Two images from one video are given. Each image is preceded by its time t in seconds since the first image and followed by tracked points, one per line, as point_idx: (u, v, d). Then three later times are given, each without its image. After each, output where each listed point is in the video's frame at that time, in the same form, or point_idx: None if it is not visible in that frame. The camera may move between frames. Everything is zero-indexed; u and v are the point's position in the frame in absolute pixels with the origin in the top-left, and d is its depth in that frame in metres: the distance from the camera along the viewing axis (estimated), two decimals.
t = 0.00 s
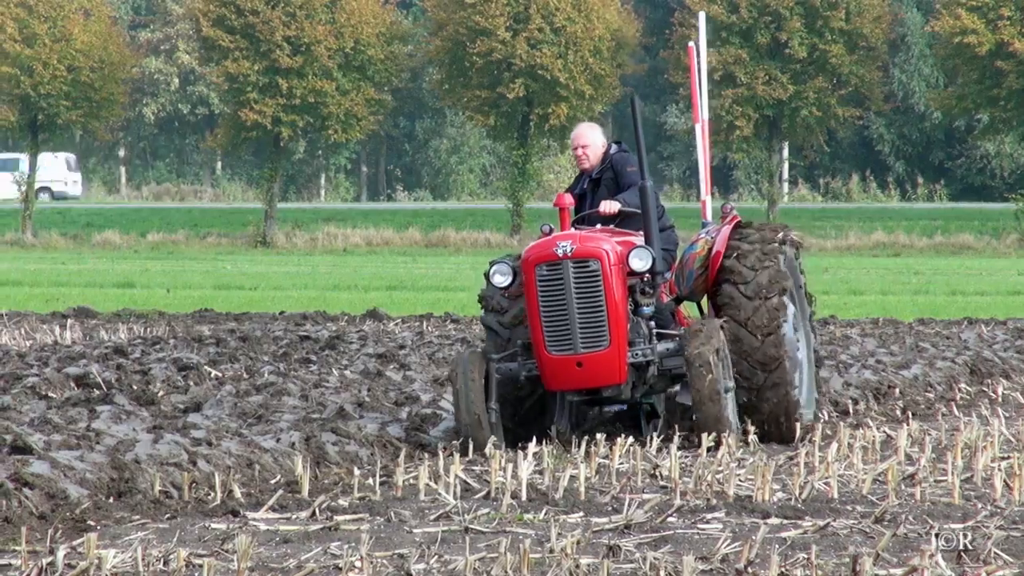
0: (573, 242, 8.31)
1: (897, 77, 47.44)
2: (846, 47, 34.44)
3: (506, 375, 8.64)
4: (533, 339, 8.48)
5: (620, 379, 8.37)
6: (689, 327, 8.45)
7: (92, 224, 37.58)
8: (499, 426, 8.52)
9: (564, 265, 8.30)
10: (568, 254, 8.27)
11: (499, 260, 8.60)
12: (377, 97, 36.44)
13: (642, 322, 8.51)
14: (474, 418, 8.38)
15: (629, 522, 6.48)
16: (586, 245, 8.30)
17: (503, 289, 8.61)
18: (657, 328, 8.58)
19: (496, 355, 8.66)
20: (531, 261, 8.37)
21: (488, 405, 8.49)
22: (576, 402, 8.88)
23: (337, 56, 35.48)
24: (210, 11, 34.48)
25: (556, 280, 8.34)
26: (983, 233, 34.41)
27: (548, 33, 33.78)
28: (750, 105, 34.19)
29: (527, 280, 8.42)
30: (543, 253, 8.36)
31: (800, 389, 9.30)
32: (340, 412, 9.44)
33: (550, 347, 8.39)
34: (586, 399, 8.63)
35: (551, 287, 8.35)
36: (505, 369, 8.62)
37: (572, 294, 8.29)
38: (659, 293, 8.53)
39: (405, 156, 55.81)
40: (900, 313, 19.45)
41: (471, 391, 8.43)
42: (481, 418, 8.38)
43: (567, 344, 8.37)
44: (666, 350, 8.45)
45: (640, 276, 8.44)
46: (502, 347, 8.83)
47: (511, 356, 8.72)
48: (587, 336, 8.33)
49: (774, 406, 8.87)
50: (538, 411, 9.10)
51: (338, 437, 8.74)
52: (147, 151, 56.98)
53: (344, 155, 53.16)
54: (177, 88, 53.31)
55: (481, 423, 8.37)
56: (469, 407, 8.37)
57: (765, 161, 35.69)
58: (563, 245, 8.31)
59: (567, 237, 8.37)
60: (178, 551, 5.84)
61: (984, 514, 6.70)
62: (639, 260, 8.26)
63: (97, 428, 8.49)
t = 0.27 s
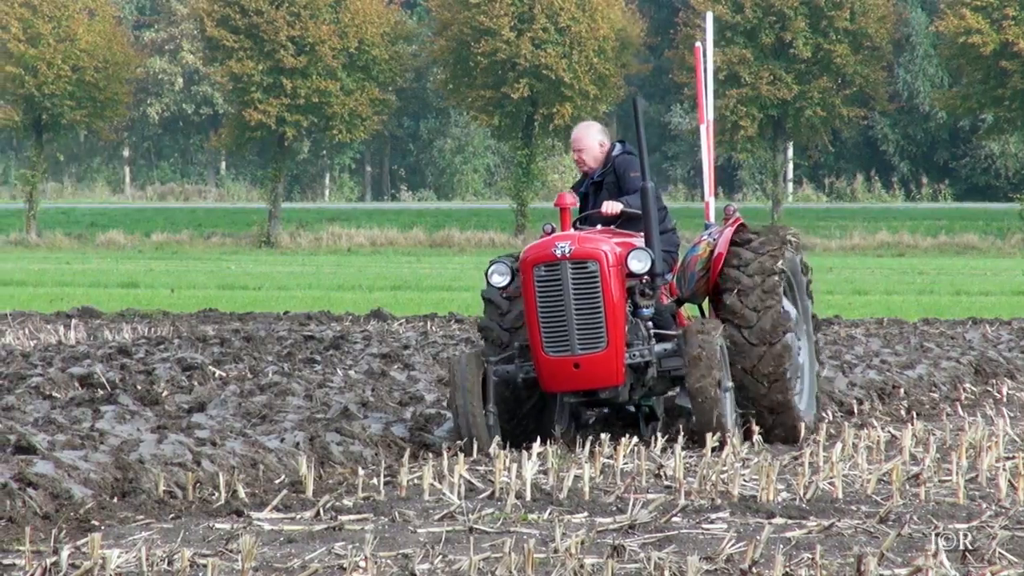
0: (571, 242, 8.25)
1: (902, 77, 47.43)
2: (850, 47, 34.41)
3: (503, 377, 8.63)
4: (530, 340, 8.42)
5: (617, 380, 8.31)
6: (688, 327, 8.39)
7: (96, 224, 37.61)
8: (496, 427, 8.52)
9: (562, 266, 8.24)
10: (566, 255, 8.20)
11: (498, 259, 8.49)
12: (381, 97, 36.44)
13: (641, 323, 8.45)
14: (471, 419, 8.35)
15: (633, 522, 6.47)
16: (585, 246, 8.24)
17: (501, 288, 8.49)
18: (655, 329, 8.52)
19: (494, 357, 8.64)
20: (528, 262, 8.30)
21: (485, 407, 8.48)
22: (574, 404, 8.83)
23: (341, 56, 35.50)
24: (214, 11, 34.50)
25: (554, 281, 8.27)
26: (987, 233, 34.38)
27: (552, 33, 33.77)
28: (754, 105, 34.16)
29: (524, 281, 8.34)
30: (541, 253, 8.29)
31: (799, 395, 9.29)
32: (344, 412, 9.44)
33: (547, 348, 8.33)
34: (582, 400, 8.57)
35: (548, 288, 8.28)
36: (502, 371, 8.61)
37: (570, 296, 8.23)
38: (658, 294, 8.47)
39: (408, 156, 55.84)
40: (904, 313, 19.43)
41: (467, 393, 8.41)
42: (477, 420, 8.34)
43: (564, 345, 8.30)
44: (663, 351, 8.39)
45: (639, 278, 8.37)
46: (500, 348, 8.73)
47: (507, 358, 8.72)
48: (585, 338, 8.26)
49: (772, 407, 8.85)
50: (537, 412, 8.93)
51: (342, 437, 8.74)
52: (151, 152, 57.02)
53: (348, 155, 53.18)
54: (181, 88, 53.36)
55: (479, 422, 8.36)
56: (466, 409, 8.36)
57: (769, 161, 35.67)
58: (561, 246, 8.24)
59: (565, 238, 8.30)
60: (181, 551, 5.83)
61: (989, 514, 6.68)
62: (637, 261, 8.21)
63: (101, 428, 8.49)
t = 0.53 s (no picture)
0: (569, 241, 8.20)
1: (908, 77, 47.38)
2: (856, 47, 34.37)
3: (500, 377, 8.59)
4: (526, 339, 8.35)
5: (613, 380, 8.25)
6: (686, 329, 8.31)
7: (102, 224, 37.63)
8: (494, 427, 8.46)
9: (560, 264, 8.19)
10: (564, 252, 8.15)
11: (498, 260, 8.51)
12: (387, 97, 36.41)
13: (640, 323, 8.40)
14: (468, 417, 8.28)
15: (639, 522, 6.46)
16: (583, 245, 8.19)
17: (498, 286, 8.52)
18: (653, 329, 8.46)
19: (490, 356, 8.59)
20: (525, 259, 8.25)
21: (483, 406, 8.43)
22: (572, 404, 8.75)
23: (347, 56, 35.50)
24: (220, 11, 34.53)
25: (550, 279, 8.21)
26: (993, 233, 34.33)
27: (558, 33, 33.76)
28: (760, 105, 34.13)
29: (521, 279, 8.28)
30: (538, 251, 8.23)
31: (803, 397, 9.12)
32: (350, 412, 9.44)
33: (543, 346, 8.26)
34: (578, 399, 8.49)
35: (545, 286, 8.23)
36: (499, 371, 8.57)
37: (567, 294, 8.18)
38: (657, 295, 8.45)
39: (414, 156, 55.81)
40: (910, 313, 19.40)
41: (467, 390, 8.32)
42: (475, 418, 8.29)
43: (560, 344, 8.23)
44: (661, 350, 8.33)
45: (637, 277, 8.34)
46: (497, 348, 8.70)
47: (504, 358, 8.66)
48: (581, 336, 8.20)
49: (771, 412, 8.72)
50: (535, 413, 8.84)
51: (348, 437, 8.74)
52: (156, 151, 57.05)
53: (353, 155, 53.16)
54: (187, 88, 53.39)
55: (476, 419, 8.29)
56: (465, 407, 8.29)
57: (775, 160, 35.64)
58: (559, 244, 8.20)
59: (563, 236, 8.25)
60: (187, 552, 5.83)
61: (995, 514, 6.67)
62: (635, 261, 8.21)
63: (107, 428, 8.49)
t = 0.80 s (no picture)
0: (572, 240, 8.15)
1: (915, 77, 47.32)
2: (863, 47, 34.32)
3: (501, 377, 8.50)
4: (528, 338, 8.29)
5: (614, 381, 8.20)
6: (689, 328, 8.29)
7: (110, 224, 37.65)
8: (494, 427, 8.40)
9: (562, 264, 8.14)
10: (567, 252, 8.10)
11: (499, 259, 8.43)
12: (394, 97, 36.39)
13: (643, 323, 8.37)
14: (469, 414, 8.21)
15: (646, 522, 6.44)
16: (585, 245, 8.14)
17: (501, 285, 8.43)
18: (656, 329, 8.41)
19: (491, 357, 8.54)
20: (528, 259, 8.20)
21: (483, 406, 8.38)
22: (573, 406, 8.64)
23: (355, 56, 35.51)
24: (228, 11, 34.56)
25: (553, 279, 8.17)
26: (1000, 233, 34.26)
27: (566, 33, 33.75)
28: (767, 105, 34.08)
29: (523, 278, 8.24)
30: (540, 251, 8.19)
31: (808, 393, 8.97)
32: (357, 412, 9.43)
33: (544, 346, 8.21)
34: (580, 400, 8.44)
35: (547, 286, 8.18)
36: (500, 371, 8.49)
37: (569, 294, 8.13)
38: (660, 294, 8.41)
39: (421, 156, 55.81)
40: (917, 313, 19.37)
41: (467, 391, 8.25)
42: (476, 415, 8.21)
43: (563, 344, 8.18)
44: (663, 351, 8.30)
45: (640, 277, 8.29)
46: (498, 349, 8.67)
47: (505, 358, 8.61)
48: (583, 336, 8.15)
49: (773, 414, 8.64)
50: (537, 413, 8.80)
51: (355, 437, 8.73)
52: (164, 151, 57.09)
53: (360, 155, 53.13)
54: (194, 88, 53.41)
55: (476, 419, 8.20)
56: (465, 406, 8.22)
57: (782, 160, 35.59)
58: (562, 243, 8.14)
59: (566, 236, 8.20)
60: (195, 551, 5.83)
61: (1002, 514, 6.65)
62: (638, 261, 8.12)
63: (114, 428, 8.49)
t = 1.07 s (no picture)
0: (570, 241, 8.11)
1: (923, 77, 47.24)
2: (870, 47, 34.25)
3: (500, 379, 8.45)
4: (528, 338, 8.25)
5: (615, 382, 8.17)
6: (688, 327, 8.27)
7: (117, 224, 37.69)
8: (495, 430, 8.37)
9: (561, 265, 8.09)
10: (565, 253, 8.06)
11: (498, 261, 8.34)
12: (401, 97, 36.37)
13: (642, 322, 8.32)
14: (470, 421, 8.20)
15: (654, 522, 6.43)
16: (584, 245, 8.09)
17: (499, 287, 8.36)
18: (656, 329, 8.37)
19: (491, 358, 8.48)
20: (526, 259, 8.15)
21: (483, 409, 8.33)
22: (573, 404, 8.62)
23: (362, 56, 35.50)
24: (235, 11, 34.58)
25: (552, 280, 8.12)
26: (1008, 233, 34.18)
27: (573, 33, 33.73)
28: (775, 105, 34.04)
29: (522, 278, 8.19)
30: (539, 251, 8.14)
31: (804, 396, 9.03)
32: (364, 412, 9.42)
33: (544, 347, 8.17)
34: (580, 400, 8.41)
35: (546, 286, 8.13)
36: (500, 373, 8.43)
37: (569, 294, 8.09)
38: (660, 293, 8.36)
39: (429, 156, 55.82)
40: (925, 313, 19.32)
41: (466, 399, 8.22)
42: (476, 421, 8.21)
43: (563, 344, 8.14)
44: (663, 350, 8.28)
45: (639, 277, 8.24)
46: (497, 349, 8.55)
47: (506, 358, 8.53)
48: (583, 337, 8.11)
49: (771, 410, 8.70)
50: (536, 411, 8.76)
51: (362, 436, 8.73)
52: (171, 151, 57.12)
53: (368, 155, 53.13)
54: (202, 88, 53.44)
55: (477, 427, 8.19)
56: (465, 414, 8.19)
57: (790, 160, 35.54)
58: (560, 244, 8.10)
59: (564, 236, 8.16)
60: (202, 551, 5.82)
61: (1010, 514, 6.63)
62: (638, 261, 8.08)
63: (121, 428, 8.48)
